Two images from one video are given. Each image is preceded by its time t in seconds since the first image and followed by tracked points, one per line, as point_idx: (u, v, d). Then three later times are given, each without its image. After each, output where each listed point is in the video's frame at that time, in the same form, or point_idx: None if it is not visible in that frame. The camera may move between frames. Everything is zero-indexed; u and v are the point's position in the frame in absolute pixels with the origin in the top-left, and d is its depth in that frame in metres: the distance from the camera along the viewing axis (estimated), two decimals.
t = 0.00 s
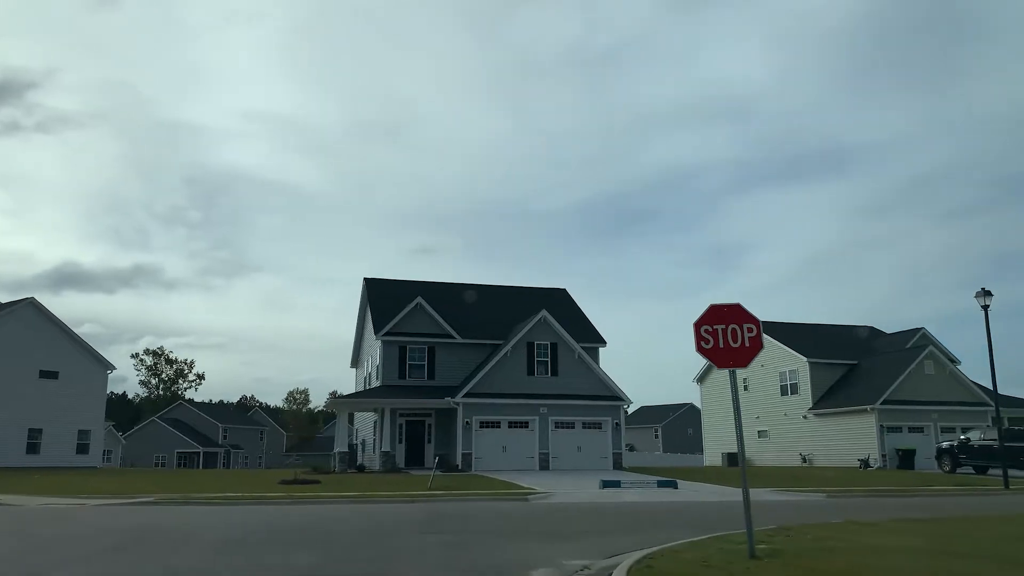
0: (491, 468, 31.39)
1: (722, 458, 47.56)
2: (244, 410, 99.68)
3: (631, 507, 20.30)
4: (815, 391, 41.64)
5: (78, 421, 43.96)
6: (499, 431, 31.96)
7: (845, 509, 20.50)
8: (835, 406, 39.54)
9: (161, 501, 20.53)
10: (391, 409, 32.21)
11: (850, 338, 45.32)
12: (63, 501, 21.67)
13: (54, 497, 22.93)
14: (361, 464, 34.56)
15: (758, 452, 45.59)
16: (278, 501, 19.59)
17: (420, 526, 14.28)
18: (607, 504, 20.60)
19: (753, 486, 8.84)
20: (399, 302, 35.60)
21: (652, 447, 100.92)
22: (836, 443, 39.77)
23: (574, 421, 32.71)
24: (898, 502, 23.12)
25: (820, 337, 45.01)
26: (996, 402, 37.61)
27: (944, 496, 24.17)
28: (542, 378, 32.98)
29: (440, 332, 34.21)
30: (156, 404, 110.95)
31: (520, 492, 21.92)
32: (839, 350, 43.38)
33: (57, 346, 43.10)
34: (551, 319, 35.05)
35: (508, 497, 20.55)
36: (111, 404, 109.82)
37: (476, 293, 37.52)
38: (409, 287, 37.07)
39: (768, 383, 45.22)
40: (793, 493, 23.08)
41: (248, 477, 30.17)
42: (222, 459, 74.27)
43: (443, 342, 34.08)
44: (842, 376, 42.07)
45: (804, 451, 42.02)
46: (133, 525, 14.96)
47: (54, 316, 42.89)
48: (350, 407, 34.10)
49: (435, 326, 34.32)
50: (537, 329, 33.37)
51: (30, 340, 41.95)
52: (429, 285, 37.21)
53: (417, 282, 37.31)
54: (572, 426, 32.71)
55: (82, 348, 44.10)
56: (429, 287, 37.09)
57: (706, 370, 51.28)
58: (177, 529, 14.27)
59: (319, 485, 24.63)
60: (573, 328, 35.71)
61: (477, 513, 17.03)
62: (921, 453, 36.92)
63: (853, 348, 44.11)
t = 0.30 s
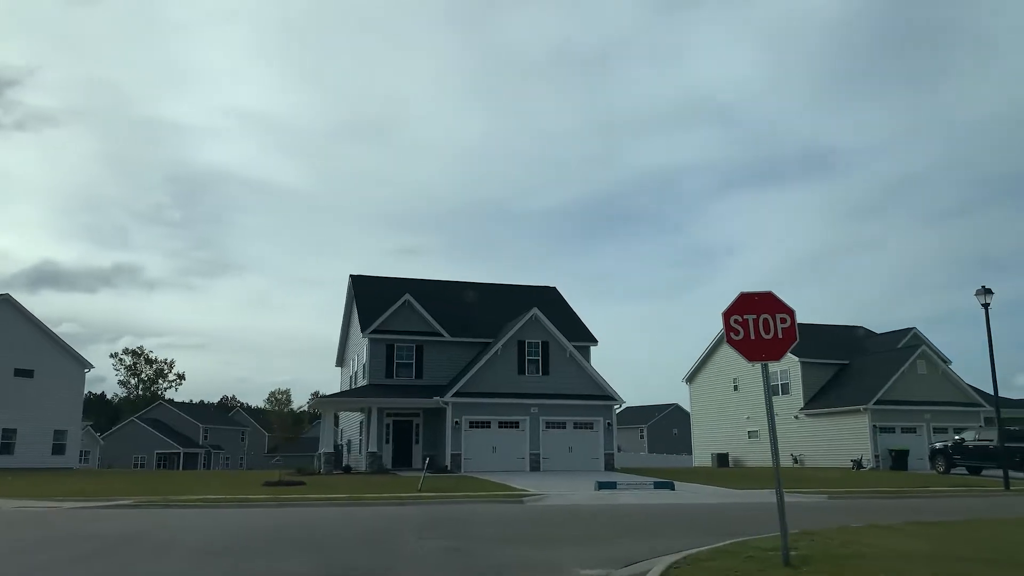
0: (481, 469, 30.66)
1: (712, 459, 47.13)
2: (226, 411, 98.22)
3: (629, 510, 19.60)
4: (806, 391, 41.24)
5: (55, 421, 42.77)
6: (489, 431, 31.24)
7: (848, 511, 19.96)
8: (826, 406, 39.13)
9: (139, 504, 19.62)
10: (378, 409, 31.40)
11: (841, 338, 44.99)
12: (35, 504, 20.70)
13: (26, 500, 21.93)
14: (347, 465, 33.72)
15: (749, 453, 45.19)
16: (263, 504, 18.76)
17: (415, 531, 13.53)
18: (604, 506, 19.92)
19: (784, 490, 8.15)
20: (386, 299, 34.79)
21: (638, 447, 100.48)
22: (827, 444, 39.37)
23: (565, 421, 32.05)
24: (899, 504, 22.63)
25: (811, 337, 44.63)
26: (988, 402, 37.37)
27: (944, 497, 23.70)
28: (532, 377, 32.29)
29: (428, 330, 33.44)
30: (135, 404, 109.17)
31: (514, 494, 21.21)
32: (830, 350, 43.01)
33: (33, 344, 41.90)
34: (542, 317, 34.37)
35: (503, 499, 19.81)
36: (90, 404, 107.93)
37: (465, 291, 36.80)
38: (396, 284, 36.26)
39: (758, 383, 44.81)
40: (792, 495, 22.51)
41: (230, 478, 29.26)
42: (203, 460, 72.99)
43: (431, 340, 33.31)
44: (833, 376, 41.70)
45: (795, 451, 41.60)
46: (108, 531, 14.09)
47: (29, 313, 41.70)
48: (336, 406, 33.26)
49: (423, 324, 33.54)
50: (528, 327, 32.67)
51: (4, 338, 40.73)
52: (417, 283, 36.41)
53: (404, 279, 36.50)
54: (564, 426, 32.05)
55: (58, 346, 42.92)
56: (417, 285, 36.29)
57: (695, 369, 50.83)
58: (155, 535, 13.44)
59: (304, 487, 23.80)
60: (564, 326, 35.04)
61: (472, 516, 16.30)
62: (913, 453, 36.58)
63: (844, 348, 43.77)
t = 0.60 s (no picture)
0: (470, 470, 29.93)
1: (701, 459, 46.63)
2: (206, 411, 96.82)
3: (627, 512, 18.92)
4: (797, 391, 40.84)
5: (29, 421, 41.52)
6: (478, 431, 30.51)
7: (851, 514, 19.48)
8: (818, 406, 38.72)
9: (115, 507, 18.68)
10: (365, 408, 30.60)
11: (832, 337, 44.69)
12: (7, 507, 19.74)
13: None
14: (332, 466, 32.86)
15: (738, 453, 44.77)
16: (246, 507, 17.92)
17: (410, 536, 12.74)
18: (601, 508, 19.31)
19: (824, 492, 7.44)
20: (373, 296, 33.98)
21: (623, 448, 100.13)
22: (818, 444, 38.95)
23: (556, 421, 31.38)
24: (900, 505, 22.22)
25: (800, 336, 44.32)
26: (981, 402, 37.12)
27: (944, 498, 23.32)
28: (522, 376, 31.59)
29: (416, 328, 32.66)
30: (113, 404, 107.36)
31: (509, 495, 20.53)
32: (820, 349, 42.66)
33: (7, 342, 40.67)
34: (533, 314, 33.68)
35: (497, 501, 19.13)
36: (66, 404, 105.98)
37: (454, 288, 36.06)
38: (383, 281, 35.46)
39: (748, 383, 44.39)
40: (791, 498, 22.02)
41: (210, 479, 28.29)
42: (182, 460, 71.63)
43: (419, 338, 32.53)
44: (824, 376, 41.34)
45: (786, 452, 41.14)
46: (83, 537, 13.26)
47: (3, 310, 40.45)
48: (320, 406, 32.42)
49: (411, 321, 32.75)
50: (519, 325, 31.98)
51: None
52: (404, 279, 35.62)
53: (391, 276, 35.72)
54: (554, 425, 31.38)
55: (33, 344, 41.69)
56: (404, 281, 35.51)
57: (684, 369, 50.36)
58: (134, 542, 12.59)
59: (289, 488, 22.96)
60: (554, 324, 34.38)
61: (466, 519, 15.65)
62: (906, 453, 36.24)
63: (835, 347, 43.45)
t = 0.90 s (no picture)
0: (459, 471, 29.17)
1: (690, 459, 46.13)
2: (186, 412, 95.35)
3: (625, 515, 18.26)
4: (788, 390, 40.43)
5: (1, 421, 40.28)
6: (467, 431, 29.77)
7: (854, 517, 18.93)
8: (809, 406, 38.31)
9: (89, 511, 17.79)
10: (350, 408, 29.76)
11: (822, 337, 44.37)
12: None
13: None
14: (316, 467, 31.98)
15: (727, 453, 44.31)
16: (227, 510, 17.09)
17: (404, 542, 12.00)
18: (597, 510, 18.64)
19: (873, 497, 6.77)
20: (359, 292, 33.15)
21: (607, 448, 99.74)
22: (809, 444, 38.52)
23: (546, 420, 30.70)
24: (900, 506, 21.74)
25: (790, 335, 43.95)
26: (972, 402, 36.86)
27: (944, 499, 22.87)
28: (512, 375, 30.89)
29: (403, 325, 31.86)
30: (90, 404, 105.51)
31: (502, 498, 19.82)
32: (811, 349, 42.30)
33: None
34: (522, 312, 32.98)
35: (490, 503, 18.41)
36: (42, 405, 104.02)
37: (442, 285, 35.28)
38: (369, 277, 34.63)
39: (738, 382, 43.94)
40: (789, 501, 21.46)
41: (190, 481, 27.35)
42: (161, 461, 70.29)
43: (406, 335, 31.73)
44: (815, 375, 40.97)
45: (777, 452, 40.67)
46: (53, 545, 12.39)
47: None
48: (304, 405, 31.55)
49: (398, 319, 31.96)
50: (509, 322, 31.27)
51: None
52: (391, 276, 34.81)
53: (377, 273, 34.90)
54: (545, 425, 30.69)
55: (6, 342, 40.46)
56: (391, 278, 34.70)
57: (672, 368, 49.87)
58: (108, 549, 11.75)
59: (273, 490, 22.10)
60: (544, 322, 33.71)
61: (459, 522, 14.95)
62: (898, 453, 35.89)
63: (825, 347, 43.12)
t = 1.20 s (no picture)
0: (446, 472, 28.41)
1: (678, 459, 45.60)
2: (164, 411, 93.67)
3: (624, 518, 17.63)
4: (778, 390, 40.02)
5: None
6: (454, 431, 29.01)
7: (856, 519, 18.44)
8: (799, 405, 37.89)
9: (59, 514, 16.86)
10: (334, 406, 28.89)
11: (811, 336, 44.07)
12: None
13: None
14: (298, 468, 31.07)
15: (715, 453, 43.82)
16: (209, 513, 16.24)
17: (397, 548, 11.26)
18: (594, 512, 17.99)
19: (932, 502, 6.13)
20: (343, 288, 32.29)
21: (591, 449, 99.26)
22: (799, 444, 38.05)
23: (536, 420, 30.00)
24: (900, 507, 21.30)
25: (779, 335, 43.59)
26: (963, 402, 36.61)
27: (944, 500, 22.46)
28: (501, 373, 30.18)
29: (389, 322, 31.04)
30: (65, 404, 103.47)
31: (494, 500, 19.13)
32: (800, 348, 41.94)
33: None
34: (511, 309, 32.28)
35: (483, 505, 17.69)
36: (16, 404, 101.87)
37: (429, 281, 34.50)
38: (354, 273, 33.78)
39: (726, 381, 43.49)
40: (789, 502, 20.94)
41: (167, 482, 26.39)
42: (138, 462, 68.82)
43: (392, 333, 30.92)
44: (804, 375, 40.60)
45: (766, 452, 40.14)
46: (20, 552, 11.50)
47: None
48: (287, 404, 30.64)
49: (384, 316, 31.14)
50: (498, 320, 30.56)
51: None
52: (376, 272, 33.97)
53: (362, 269, 34.05)
54: (534, 425, 29.99)
55: None
56: (376, 274, 33.87)
57: (659, 368, 49.38)
58: (81, 556, 10.88)
59: (255, 492, 21.22)
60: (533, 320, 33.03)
61: (455, 526, 14.23)
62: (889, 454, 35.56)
63: (815, 346, 42.79)
